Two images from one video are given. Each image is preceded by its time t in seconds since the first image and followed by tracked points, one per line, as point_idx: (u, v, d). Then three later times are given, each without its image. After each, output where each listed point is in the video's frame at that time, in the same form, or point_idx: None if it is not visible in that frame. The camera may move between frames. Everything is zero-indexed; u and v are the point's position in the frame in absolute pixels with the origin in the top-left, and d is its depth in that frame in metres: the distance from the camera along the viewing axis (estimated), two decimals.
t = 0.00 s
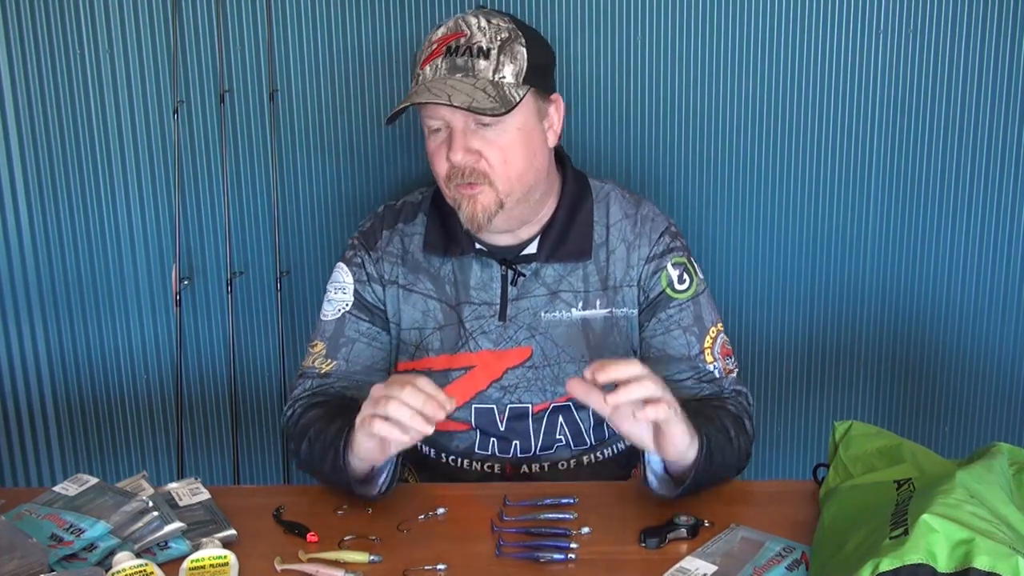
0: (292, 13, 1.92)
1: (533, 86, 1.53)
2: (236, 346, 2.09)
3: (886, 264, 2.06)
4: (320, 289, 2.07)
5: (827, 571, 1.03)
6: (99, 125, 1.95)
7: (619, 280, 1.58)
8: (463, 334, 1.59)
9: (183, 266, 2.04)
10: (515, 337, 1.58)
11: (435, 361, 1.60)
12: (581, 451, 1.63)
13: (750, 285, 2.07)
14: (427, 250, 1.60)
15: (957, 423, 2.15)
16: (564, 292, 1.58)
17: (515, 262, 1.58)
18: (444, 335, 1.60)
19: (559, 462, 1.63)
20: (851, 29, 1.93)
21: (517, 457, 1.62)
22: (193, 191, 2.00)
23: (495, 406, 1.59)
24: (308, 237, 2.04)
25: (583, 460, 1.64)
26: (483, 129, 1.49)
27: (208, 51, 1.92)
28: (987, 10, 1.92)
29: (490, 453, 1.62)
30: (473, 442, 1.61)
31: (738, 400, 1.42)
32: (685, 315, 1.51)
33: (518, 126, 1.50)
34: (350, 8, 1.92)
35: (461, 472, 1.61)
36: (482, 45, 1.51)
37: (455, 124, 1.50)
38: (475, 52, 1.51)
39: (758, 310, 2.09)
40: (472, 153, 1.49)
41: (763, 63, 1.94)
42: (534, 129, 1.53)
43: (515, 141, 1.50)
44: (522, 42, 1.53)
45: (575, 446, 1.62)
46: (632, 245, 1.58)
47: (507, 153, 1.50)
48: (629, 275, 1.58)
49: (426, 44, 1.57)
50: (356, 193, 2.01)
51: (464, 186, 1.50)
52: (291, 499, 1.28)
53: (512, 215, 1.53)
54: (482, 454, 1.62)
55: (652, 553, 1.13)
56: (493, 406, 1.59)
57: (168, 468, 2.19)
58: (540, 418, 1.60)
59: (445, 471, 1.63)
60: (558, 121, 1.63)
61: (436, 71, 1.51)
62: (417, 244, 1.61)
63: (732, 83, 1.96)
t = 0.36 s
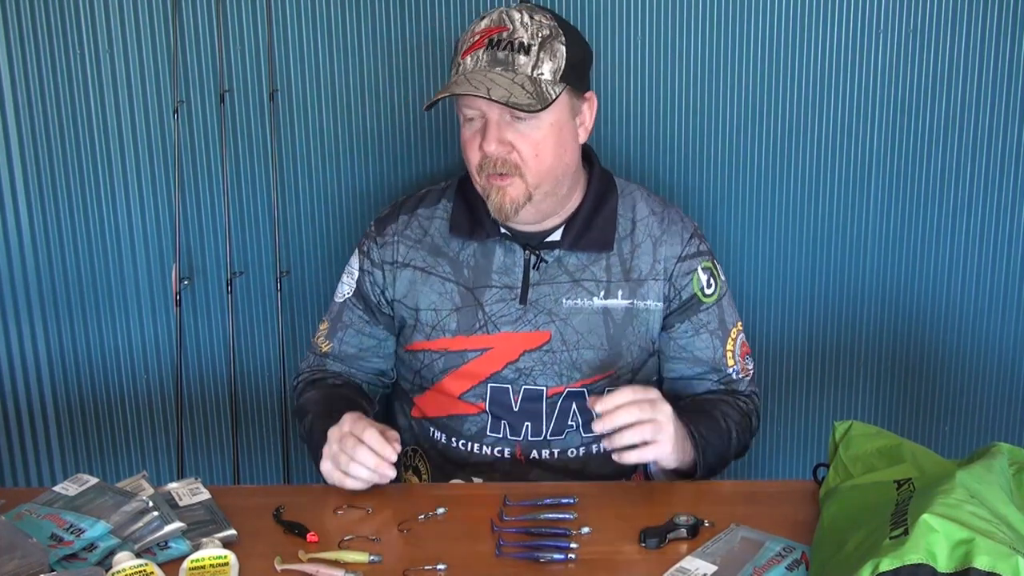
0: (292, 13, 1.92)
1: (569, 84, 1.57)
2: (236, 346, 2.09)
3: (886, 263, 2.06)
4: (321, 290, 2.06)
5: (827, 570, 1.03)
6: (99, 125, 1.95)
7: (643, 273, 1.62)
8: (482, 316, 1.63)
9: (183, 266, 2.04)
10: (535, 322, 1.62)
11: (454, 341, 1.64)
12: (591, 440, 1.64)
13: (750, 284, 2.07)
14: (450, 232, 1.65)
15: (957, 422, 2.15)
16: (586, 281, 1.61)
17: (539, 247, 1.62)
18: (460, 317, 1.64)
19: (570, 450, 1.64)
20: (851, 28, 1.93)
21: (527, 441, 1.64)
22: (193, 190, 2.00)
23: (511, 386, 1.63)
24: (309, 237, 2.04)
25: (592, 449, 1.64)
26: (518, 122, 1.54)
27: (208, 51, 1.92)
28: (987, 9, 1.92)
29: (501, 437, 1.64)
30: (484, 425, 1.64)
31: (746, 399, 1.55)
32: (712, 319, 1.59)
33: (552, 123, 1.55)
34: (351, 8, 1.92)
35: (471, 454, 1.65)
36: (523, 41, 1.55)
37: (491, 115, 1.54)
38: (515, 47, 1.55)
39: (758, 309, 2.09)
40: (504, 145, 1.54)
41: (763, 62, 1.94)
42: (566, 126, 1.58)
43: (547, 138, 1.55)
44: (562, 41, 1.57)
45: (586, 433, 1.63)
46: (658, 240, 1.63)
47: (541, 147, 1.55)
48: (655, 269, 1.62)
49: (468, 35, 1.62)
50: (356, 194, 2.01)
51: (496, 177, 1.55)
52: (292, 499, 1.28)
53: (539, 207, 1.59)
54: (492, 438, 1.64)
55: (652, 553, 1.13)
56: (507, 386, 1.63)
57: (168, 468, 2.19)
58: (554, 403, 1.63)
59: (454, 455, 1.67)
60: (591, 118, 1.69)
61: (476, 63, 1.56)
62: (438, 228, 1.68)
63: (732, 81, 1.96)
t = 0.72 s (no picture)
0: (292, 13, 1.92)
1: (584, 81, 1.58)
2: (236, 346, 2.09)
3: (886, 262, 2.06)
4: (321, 290, 2.07)
5: (826, 570, 1.03)
6: (99, 125, 1.95)
7: (651, 267, 1.62)
8: (492, 305, 1.63)
9: (183, 266, 2.04)
10: (545, 312, 1.62)
11: (462, 329, 1.64)
12: (595, 431, 1.64)
13: (750, 283, 2.07)
14: (463, 222, 1.65)
15: (957, 422, 2.15)
16: (595, 274, 1.61)
17: (550, 240, 1.63)
18: (469, 306, 1.63)
19: (573, 441, 1.64)
20: (851, 28, 1.93)
21: (531, 431, 1.63)
22: (193, 190, 2.00)
23: (518, 374, 1.63)
24: (309, 237, 2.04)
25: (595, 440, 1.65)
26: (528, 113, 1.55)
27: (208, 50, 1.92)
28: (987, 10, 1.92)
29: (505, 427, 1.64)
30: (488, 415, 1.64)
31: (742, 399, 1.56)
32: (715, 316, 1.61)
33: (563, 117, 1.57)
34: (351, 8, 1.92)
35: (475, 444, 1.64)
36: (541, 35, 1.57)
37: (503, 105, 1.56)
38: (533, 41, 1.57)
39: (758, 308, 2.09)
40: (511, 135, 1.56)
41: (763, 62, 1.94)
42: (578, 124, 1.59)
43: (557, 131, 1.57)
44: (579, 39, 1.58)
45: (590, 425, 1.64)
46: (666, 237, 1.63)
47: (550, 140, 1.56)
48: (664, 264, 1.62)
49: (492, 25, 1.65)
50: (356, 194, 2.02)
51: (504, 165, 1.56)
52: (293, 500, 1.28)
53: (548, 201, 1.60)
54: (496, 429, 1.64)
55: (652, 553, 1.13)
56: (515, 374, 1.63)
57: (168, 468, 2.18)
58: (560, 393, 1.63)
59: (458, 445, 1.66)
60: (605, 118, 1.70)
61: (492, 52, 1.58)
62: (450, 219, 1.67)
63: (732, 81, 1.96)
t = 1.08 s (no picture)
0: (292, 13, 1.92)
1: (610, 84, 1.59)
2: (236, 347, 2.09)
3: (886, 263, 2.06)
4: (321, 291, 2.07)
5: (826, 570, 1.03)
6: (99, 126, 1.95)
7: (653, 271, 1.62)
8: (498, 305, 1.64)
9: (183, 266, 2.04)
10: (548, 314, 1.63)
11: (467, 329, 1.64)
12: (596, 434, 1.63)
13: (750, 284, 2.07)
14: (471, 221, 1.65)
15: (957, 422, 2.15)
16: (600, 277, 1.62)
17: (556, 243, 1.63)
18: (475, 306, 1.64)
19: (575, 443, 1.64)
20: (851, 28, 1.93)
21: (533, 433, 1.63)
22: (193, 191, 2.00)
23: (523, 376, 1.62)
24: (309, 237, 2.04)
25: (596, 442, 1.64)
26: (558, 116, 1.54)
27: (208, 50, 1.92)
28: (987, 10, 1.92)
29: (507, 429, 1.63)
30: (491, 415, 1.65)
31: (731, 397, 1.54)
32: (709, 313, 1.60)
33: (590, 119, 1.56)
34: (351, 8, 1.92)
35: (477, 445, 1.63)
36: (571, 37, 1.56)
37: (533, 107, 1.54)
38: (564, 43, 1.55)
39: (758, 309, 2.09)
40: (543, 138, 1.54)
41: (763, 62, 1.94)
42: (602, 125, 1.59)
43: (585, 133, 1.55)
44: (606, 41, 1.59)
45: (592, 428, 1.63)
46: (668, 241, 1.64)
47: (578, 142, 1.55)
48: (665, 267, 1.63)
49: (512, 25, 1.61)
50: (356, 195, 2.02)
51: (529, 169, 1.55)
52: (293, 500, 1.28)
53: (565, 202, 1.59)
54: (499, 430, 1.63)
55: (651, 553, 1.13)
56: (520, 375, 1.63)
57: (168, 468, 2.18)
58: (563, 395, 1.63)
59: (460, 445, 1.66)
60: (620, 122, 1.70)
61: (523, 55, 1.55)
62: (459, 218, 1.67)
63: (732, 82, 1.96)
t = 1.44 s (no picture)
0: (292, 13, 1.92)
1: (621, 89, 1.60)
2: (236, 346, 2.09)
3: (886, 262, 2.06)
4: (321, 290, 2.07)
5: (826, 570, 1.03)
6: (99, 125, 1.95)
7: (653, 273, 1.62)
8: (497, 310, 1.64)
9: (183, 266, 2.04)
10: (547, 318, 1.63)
11: (467, 334, 1.64)
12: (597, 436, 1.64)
13: (750, 283, 2.07)
14: (470, 226, 1.64)
15: (958, 422, 2.15)
16: (600, 280, 1.62)
17: (556, 246, 1.63)
18: (475, 311, 1.64)
19: (575, 446, 1.64)
20: (851, 27, 1.93)
21: (534, 436, 1.64)
22: (193, 190, 2.00)
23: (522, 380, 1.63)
24: (309, 238, 2.04)
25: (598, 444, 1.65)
26: (573, 123, 1.54)
27: (208, 49, 1.92)
28: (987, 9, 1.92)
29: (507, 432, 1.63)
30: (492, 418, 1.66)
31: (733, 400, 1.54)
32: (710, 316, 1.60)
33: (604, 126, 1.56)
34: (351, 7, 1.92)
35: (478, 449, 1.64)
36: (586, 43, 1.56)
37: (549, 114, 1.54)
38: (580, 49, 1.56)
39: (758, 309, 2.09)
40: (561, 146, 1.54)
41: (763, 62, 1.94)
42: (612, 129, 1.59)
43: (599, 140, 1.56)
44: (617, 46, 1.60)
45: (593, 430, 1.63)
46: (668, 243, 1.64)
47: (593, 148, 1.56)
48: (665, 269, 1.63)
49: (523, 30, 1.59)
50: (355, 195, 2.02)
51: (544, 177, 1.54)
52: (293, 500, 1.28)
53: (572, 208, 1.59)
54: (499, 433, 1.64)
55: (651, 553, 1.13)
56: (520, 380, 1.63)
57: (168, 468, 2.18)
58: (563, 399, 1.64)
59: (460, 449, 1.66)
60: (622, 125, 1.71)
61: (541, 62, 1.54)
62: (457, 221, 1.66)
63: (732, 81, 1.96)
